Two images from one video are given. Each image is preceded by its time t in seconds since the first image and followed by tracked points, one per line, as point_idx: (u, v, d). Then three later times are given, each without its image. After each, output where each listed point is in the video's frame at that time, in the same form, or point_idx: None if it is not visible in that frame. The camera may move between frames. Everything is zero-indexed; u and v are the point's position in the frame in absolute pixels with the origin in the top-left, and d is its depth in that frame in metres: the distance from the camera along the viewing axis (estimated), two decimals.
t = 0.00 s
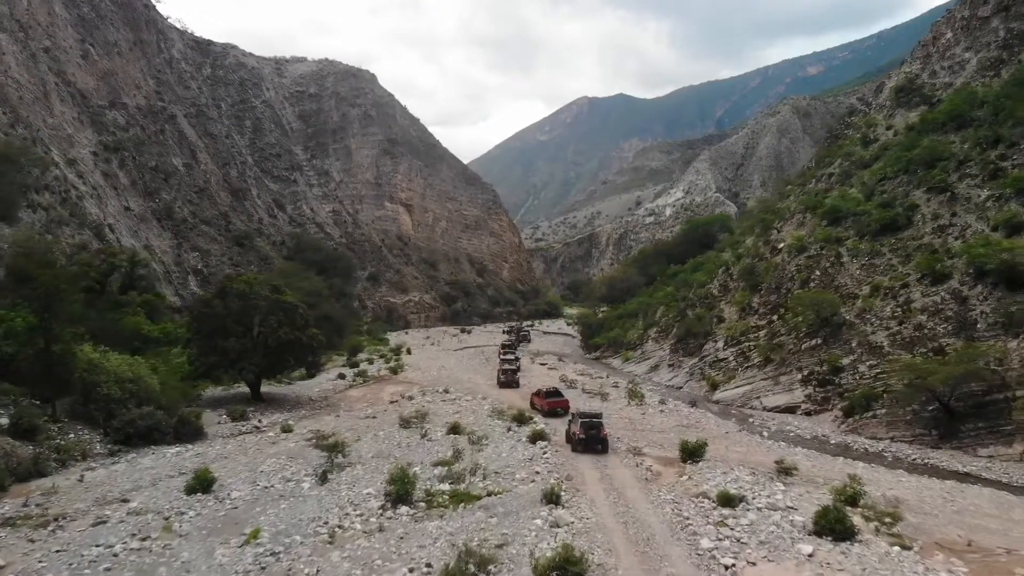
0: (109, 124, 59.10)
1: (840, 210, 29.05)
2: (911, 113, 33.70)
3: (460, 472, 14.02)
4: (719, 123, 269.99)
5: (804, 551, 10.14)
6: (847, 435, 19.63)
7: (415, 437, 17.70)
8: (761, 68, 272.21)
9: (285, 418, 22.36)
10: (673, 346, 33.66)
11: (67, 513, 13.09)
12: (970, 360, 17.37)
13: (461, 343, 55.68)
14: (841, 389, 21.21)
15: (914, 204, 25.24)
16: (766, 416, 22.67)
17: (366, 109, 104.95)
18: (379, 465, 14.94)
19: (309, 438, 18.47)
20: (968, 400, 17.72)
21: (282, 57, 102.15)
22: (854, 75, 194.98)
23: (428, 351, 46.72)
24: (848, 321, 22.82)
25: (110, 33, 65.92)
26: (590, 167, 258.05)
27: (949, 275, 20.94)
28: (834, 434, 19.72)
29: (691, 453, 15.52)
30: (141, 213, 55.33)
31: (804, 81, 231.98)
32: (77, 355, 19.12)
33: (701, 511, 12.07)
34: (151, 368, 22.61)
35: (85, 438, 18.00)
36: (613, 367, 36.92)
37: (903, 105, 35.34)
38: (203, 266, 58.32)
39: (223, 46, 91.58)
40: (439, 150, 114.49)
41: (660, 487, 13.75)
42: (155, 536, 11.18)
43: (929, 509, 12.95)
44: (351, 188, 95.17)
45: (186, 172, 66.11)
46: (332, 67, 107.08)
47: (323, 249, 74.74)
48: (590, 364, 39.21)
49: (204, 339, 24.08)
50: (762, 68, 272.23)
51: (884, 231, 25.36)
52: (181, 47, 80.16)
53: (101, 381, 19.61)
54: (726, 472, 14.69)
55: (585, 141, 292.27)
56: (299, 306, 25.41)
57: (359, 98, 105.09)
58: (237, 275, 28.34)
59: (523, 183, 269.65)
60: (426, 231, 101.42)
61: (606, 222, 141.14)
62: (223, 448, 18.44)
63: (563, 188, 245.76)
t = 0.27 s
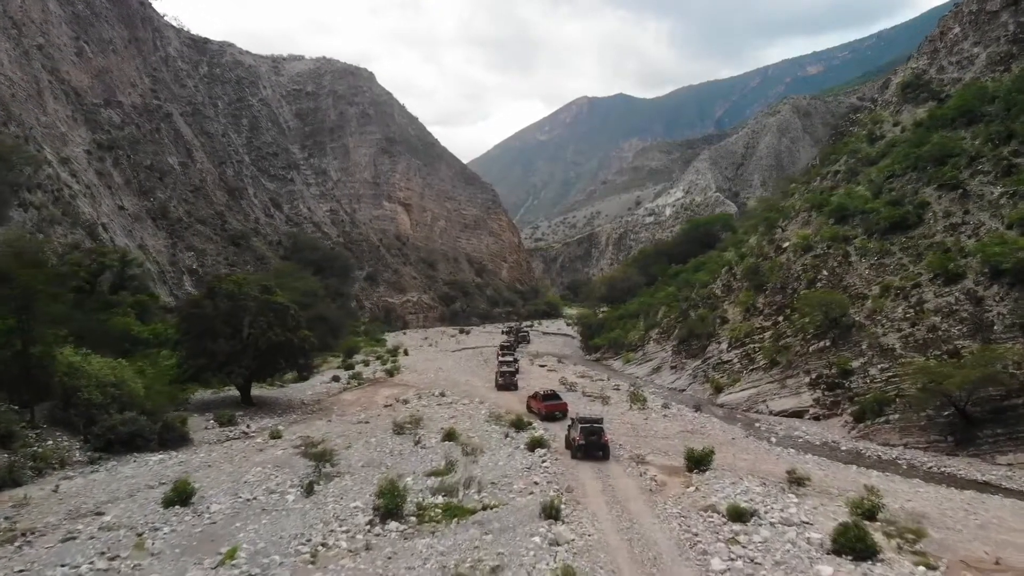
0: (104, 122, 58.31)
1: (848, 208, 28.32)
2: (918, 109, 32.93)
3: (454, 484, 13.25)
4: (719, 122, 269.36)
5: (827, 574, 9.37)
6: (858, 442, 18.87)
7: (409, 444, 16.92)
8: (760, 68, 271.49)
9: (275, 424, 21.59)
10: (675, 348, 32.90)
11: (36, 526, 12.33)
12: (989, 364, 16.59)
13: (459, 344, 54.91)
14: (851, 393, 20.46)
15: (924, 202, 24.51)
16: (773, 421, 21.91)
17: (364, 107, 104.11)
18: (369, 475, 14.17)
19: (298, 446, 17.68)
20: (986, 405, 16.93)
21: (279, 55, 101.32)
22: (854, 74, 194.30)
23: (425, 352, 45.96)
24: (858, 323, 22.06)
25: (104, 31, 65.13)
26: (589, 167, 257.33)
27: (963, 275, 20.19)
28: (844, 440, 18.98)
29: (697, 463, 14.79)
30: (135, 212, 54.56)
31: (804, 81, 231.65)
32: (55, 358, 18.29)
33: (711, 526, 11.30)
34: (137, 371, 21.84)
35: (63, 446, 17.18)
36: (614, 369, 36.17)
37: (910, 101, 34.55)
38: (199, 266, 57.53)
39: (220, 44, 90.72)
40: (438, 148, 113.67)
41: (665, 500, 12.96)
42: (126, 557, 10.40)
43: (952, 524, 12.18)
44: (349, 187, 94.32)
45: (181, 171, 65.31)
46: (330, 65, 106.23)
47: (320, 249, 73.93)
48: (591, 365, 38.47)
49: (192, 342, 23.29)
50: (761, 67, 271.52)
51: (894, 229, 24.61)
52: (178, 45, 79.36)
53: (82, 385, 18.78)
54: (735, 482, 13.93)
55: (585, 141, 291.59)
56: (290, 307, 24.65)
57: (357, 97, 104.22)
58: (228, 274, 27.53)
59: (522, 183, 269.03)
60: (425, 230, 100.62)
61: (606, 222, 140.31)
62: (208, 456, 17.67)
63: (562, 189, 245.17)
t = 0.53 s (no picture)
0: (99, 120, 57.49)
1: (856, 206, 27.55)
2: (926, 105, 32.17)
3: (448, 497, 12.48)
4: (718, 122, 268.63)
5: None
6: (870, 448, 18.12)
7: (401, 452, 16.15)
8: (760, 67, 270.72)
9: (264, 429, 20.82)
10: (677, 349, 32.14)
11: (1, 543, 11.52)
12: (1008, 367, 15.84)
13: (458, 344, 54.17)
14: (862, 398, 19.72)
15: (935, 199, 23.74)
16: (781, 425, 21.17)
17: (362, 106, 103.29)
18: (358, 487, 13.42)
19: (286, 453, 16.90)
20: (1005, 410, 16.17)
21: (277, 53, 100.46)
22: (853, 74, 193.62)
23: (422, 353, 45.18)
24: (868, 324, 21.31)
25: (99, 28, 64.30)
26: (589, 166, 256.62)
27: (979, 274, 19.44)
28: (856, 447, 18.23)
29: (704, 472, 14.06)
30: (130, 211, 53.75)
31: (803, 81, 231.11)
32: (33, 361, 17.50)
33: (721, 545, 10.54)
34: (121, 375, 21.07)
35: (39, 454, 16.39)
36: (615, 371, 35.41)
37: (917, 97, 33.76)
38: (195, 266, 56.72)
39: (216, 42, 89.85)
40: (436, 147, 112.87)
41: (671, 514, 12.19)
42: None
43: (977, 540, 11.43)
44: (347, 186, 93.51)
45: (177, 170, 64.50)
46: (328, 63, 105.39)
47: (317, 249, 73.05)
48: (591, 367, 37.72)
49: (179, 344, 22.53)
50: (761, 67, 270.75)
51: (904, 228, 23.86)
52: (174, 43, 78.55)
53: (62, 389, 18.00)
54: (745, 494, 13.15)
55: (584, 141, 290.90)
56: (281, 308, 23.89)
57: (355, 95, 103.38)
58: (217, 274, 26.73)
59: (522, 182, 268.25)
60: (423, 229, 99.84)
61: (605, 221, 139.55)
62: (191, 465, 16.90)
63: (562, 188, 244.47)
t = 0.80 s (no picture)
0: (93, 118, 56.66)
1: (865, 204, 26.77)
2: (935, 101, 31.39)
3: (440, 512, 11.71)
4: (718, 121, 267.84)
5: None
6: (883, 455, 17.36)
7: (392, 462, 15.38)
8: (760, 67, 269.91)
9: (251, 435, 20.05)
10: (679, 351, 31.36)
11: None
12: None
13: (456, 345, 53.41)
14: (874, 402, 18.94)
15: (947, 196, 22.96)
16: (788, 431, 20.40)
17: (360, 105, 102.45)
18: (346, 500, 12.65)
19: (272, 462, 16.12)
20: None
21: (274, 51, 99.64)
22: (853, 74, 192.85)
23: (419, 355, 44.38)
24: (879, 326, 20.54)
25: (94, 25, 63.47)
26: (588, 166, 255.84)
27: (996, 274, 18.66)
28: (868, 454, 17.47)
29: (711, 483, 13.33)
30: (123, 210, 52.91)
31: (803, 81, 230.32)
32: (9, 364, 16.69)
33: (734, 565, 9.77)
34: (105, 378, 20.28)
35: (14, 461, 15.58)
36: (616, 373, 34.64)
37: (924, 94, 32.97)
38: (190, 266, 55.88)
39: (213, 40, 88.98)
40: (435, 146, 112.05)
41: (678, 530, 11.40)
42: None
43: (1006, 558, 10.66)
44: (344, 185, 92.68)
45: (172, 168, 63.69)
46: (326, 62, 104.53)
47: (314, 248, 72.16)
48: (591, 369, 36.97)
49: (166, 346, 21.76)
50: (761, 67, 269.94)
51: (915, 226, 23.08)
52: (170, 41, 77.70)
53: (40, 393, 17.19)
54: (756, 508, 12.37)
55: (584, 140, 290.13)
56: (271, 309, 23.12)
57: (353, 94, 102.55)
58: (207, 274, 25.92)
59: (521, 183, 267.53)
60: (422, 229, 99.05)
61: (605, 221, 138.75)
62: (174, 474, 16.15)
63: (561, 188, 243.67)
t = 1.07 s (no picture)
0: (87, 116, 55.83)
1: (874, 201, 26.02)
2: (944, 96, 30.60)
3: (431, 529, 10.93)
4: (718, 121, 267.07)
5: None
6: (898, 463, 16.62)
7: (383, 472, 14.62)
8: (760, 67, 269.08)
9: (239, 441, 19.29)
10: (682, 352, 30.60)
11: None
12: None
13: (454, 346, 52.66)
14: (887, 407, 18.19)
15: (960, 192, 22.17)
16: (797, 436, 19.66)
17: (358, 103, 101.61)
18: (333, 515, 11.87)
19: (257, 472, 15.33)
20: None
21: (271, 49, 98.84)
22: (853, 74, 192.06)
23: (417, 356, 43.58)
24: (892, 327, 19.77)
25: (89, 22, 62.64)
26: (588, 166, 255.04)
27: (1014, 274, 17.89)
28: (882, 462, 16.73)
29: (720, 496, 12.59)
30: (118, 208, 52.08)
31: (803, 81, 229.48)
32: None
33: None
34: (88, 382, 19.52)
35: None
36: (617, 374, 33.89)
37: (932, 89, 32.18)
38: (185, 266, 55.03)
39: (210, 38, 88.10)
40: (433, 145, 111.24)
41: (687, 547, 10.64)
42: None
43: None
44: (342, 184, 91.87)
45: (168, 167, 62.89)
46: (323, 60, 103.68)
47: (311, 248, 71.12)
48: (592, 370, 36.22)
49: (151, 349, 20.99)
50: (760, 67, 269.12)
51: (927, 223, 22.32)
52: (166, 39, 76.86)
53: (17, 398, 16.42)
54: (769, 523, 11.60)
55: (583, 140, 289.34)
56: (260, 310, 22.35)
57: (350, 92, 101.72)
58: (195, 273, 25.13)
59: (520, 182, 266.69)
60: (420, 228, 98.27)
61: (604, 221, 137.96)
62: (154, 485, 15.35)
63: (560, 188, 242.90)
